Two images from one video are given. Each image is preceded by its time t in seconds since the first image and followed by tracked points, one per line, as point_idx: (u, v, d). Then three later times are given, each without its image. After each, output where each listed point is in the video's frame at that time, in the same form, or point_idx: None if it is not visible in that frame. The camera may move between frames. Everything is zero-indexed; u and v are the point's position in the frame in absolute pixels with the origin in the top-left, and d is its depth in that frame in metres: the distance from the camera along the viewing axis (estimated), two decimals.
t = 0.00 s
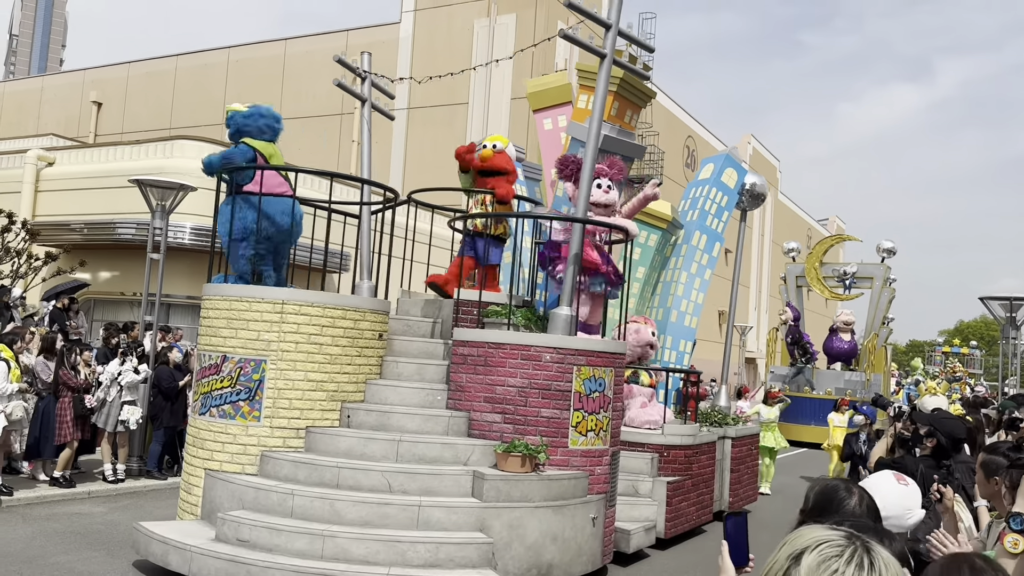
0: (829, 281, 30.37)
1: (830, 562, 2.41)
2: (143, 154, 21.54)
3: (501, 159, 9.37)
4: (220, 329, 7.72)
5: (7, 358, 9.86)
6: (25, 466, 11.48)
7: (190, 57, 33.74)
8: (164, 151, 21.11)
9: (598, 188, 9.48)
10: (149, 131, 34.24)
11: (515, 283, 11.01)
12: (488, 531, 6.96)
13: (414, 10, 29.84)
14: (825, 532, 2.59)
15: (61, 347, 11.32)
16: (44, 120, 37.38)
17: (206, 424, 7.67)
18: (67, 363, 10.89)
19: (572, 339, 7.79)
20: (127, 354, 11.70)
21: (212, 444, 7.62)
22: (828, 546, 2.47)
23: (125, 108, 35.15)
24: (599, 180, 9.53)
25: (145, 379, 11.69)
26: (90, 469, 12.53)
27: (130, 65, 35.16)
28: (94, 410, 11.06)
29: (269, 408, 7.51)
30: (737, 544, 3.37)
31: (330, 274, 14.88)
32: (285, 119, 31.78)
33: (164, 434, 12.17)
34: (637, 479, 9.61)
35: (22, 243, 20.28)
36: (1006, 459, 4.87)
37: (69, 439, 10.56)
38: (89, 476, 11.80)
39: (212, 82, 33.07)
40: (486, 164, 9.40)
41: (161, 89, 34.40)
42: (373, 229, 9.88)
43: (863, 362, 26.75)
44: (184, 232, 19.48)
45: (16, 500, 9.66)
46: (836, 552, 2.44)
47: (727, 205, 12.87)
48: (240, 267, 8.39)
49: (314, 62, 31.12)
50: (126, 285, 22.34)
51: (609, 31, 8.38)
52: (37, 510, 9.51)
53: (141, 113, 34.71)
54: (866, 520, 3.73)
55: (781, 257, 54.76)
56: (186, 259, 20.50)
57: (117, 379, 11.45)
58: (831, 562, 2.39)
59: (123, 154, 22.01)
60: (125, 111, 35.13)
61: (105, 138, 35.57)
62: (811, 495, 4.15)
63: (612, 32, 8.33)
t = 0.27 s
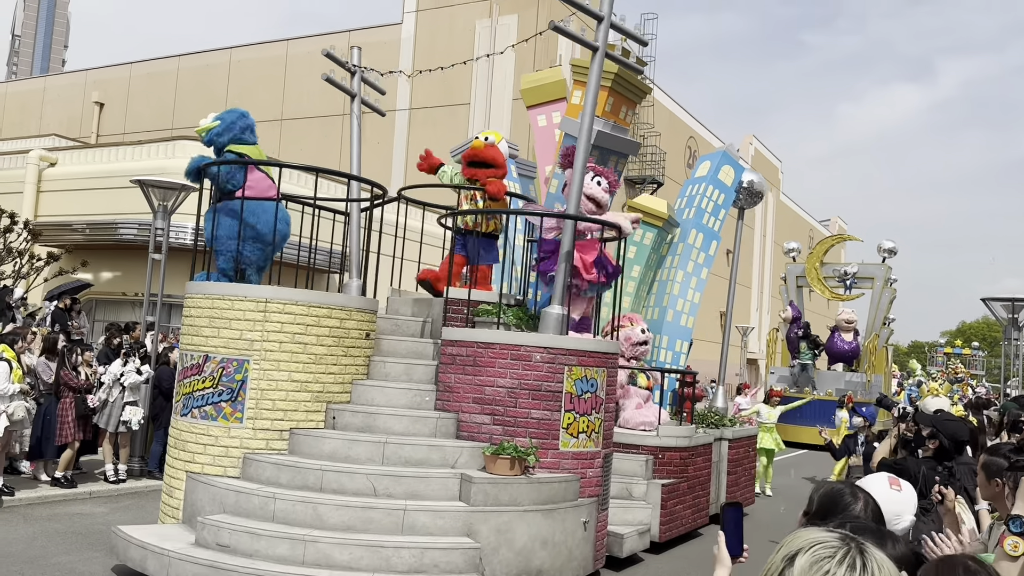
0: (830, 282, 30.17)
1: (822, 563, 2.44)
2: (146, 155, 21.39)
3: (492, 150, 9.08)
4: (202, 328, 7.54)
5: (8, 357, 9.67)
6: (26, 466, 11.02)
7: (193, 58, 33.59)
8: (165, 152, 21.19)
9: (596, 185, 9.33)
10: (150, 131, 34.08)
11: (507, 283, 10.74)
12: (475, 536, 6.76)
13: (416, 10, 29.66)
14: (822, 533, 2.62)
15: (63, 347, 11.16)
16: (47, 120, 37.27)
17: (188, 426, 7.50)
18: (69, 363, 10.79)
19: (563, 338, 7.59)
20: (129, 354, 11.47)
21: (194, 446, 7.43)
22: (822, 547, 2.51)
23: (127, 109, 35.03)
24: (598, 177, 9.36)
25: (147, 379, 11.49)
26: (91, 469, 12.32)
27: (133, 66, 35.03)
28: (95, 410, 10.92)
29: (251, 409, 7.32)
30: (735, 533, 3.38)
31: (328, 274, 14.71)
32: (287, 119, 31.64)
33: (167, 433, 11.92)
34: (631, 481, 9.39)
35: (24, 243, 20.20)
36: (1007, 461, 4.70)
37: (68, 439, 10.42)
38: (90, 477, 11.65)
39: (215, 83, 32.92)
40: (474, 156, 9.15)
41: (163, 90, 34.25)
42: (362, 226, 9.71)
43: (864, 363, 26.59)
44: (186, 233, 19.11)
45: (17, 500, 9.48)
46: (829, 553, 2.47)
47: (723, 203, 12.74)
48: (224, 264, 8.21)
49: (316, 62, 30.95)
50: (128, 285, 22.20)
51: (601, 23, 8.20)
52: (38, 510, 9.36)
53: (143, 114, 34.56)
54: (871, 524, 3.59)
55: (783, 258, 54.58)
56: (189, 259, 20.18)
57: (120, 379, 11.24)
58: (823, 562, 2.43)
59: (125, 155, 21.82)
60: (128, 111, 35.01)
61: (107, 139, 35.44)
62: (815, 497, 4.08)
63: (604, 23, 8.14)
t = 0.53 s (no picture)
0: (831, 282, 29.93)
1: (824, 560, 2.46)
2: (149, 156, 21.23)
3: (479, 147, 9.19)
4: (185, 327, 7.36)
5: (13, 359, 9.59)
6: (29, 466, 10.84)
7: (196, 59, 33.47)
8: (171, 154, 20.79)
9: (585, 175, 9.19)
10: (153, 133, 33.90)
11: (500, 280, 10.58)
12: (463, 541, 6.57)
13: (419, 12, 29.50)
14: (824, 532, 2.63)
15: (66, 348, 10.96)
16: (51, 121, 37.18)
17: (171, 427, 7.31)
18: (71, 364, 10.68)
19: (555, 338, 7.40)
20: (133, 356, 11.36)
21: (176, 448, 7.25)
22: (825, 545, 2.52)
23: (131, 111, 34.92)
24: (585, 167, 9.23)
25: (151, 380, 11.35)
26: (95, 470, 12.17)
27: (137, 68, 34.94)
28: (97, 412, 10.78)
29: (235, 411, 7.15)
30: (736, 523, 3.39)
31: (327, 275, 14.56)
32: (290, 120, 31.47)
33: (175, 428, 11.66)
34: (626, 484, 9.21)
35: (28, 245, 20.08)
36: (1011, 462, 4.52)
37: (72, 440, 10.39)
38: (94, 477, 11.55)
39: (219, 84, 32.82)
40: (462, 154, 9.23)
41: (167, 91, 34.14)
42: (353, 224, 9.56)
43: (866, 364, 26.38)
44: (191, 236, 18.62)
45: (20, 500, 9.39)
46: (833, 551, 2.49)
47: (721, 201, 12.57)
48: (204, 259, 8.09)
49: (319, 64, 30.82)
50: (132, 287, 22.06)
51: (595, 15, 8.00)
52: (40, 511, 9.27)
53: (146, 116, 34.39)
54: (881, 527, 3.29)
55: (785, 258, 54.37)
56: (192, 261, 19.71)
57: (123, 381, 11.10)
58: (825, 561, 2.44)
59: (129, 156, 21.67)
60: (131, 114, 34.90)
61: (110, 140, 35.30)
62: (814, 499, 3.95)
63: (598, 15, 7.96)
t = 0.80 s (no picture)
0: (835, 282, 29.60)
1: (832, 563, 2.31)
2: (153, 158, 21.10)
3: (468, 148, 9.09)
4: (168, 328, 7.19)
5: (18, 360, 9.44)
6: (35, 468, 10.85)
7: (201, 62, 33.34)
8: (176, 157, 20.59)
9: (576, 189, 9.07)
10: (158, 135, 33.78)
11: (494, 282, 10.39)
12: (452, 547, 6.38)
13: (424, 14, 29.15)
14: (832, 534, 2.48)
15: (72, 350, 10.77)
16: (56, 124, 37.13)
17: (154, 430, 7.14)
18: (77, 366, 10.50)
19: (546, 338, 7.22)
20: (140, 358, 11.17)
21: (159, 451, 7.08)
22: (833, 549, 2.38)
23: (136, 113, 34.82)
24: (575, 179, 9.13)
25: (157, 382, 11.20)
26: (100, 472, 12.11)
27: (141, 70, 34.84)
28: (103, 414, 10.60)
29: (219, 413, 6.98)
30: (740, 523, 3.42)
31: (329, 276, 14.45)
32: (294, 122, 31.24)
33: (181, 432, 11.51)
34: (623, 488, 9.02)
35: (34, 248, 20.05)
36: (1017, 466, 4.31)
37: (77, 443, 10.25)
38: (99, 478, 11.46)
39: (224, 86, 32.72)
40: (452, 156, 9.15)
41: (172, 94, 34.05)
42: (345, 222, 9.41)
43: (870, 365, 26.12)
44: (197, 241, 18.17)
45: (27, 502, 9.50)
46: (841, 554, 2.34)
47: (721, 199, 12.42)
48: (190, 259, 7.89)
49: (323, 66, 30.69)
50: (137, 289, 21.92)
51: (589, 8, 7.83)
52: (46, 513, 9.32)
53: (151, 118, 34.26)
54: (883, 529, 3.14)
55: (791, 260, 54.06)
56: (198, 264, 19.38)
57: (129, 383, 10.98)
58: (834, 563, 2.30)
59: (134, 158, 21.54)
60: (136, 116, 34.79)
61: (116, 143, 35.17)
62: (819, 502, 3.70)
63: (592, 9, 7.78)
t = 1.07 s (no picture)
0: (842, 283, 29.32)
1: (848, 565, 2.20)
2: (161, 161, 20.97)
3: (466, 143, 8.83)
4: (155, 328, 7.03)
5: (28, 362, 9.45)
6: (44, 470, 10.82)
7: (209, 65, 33.29)
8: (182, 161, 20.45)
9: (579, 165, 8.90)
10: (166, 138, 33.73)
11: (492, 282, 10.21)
12: (443, 553, 6.20)
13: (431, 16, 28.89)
14: (847, 535, 2.36)
15: (82, 352, 10.71)
16: (66, 128, 37.12)
17: (140, 432, 6.98)
18: (86, 369, 10.39)
19: (541, 338, 7.05)
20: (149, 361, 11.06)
21: (146, 454, 6.92)
22: (850, 549, 2.26)
23: (144, 117, 34.71)
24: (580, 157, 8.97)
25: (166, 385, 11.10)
26: (109, 474, 12.03)
27: (149, 74, 34.78)
28: (113, 416, 10.53)
29: (206, 416, 6.82)
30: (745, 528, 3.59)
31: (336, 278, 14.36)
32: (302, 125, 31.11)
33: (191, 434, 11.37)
34: (623, 491, 8.83)
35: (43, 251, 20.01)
36: None
37: (88, 446, 10.23)
38: (109, 481, 11.37)
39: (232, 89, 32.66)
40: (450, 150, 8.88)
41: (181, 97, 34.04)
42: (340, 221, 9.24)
43: (878, 367, 25.84)
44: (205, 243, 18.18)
45: (36, 504, 9.45)
46: (857, 555, 2.22)
47: (724, 198, 12.24)
48: (175, 258, 7.84)
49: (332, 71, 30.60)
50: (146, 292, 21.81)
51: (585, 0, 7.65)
52: (56, 515, 9.27)
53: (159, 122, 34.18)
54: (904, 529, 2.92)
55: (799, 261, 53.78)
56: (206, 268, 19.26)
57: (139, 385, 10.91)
58: (850, 565, 2.19)
59: (141, 162, 21.44)
60: (145, 120, 34.67)
61: (124, 146, 35.03)
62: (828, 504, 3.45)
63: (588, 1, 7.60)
